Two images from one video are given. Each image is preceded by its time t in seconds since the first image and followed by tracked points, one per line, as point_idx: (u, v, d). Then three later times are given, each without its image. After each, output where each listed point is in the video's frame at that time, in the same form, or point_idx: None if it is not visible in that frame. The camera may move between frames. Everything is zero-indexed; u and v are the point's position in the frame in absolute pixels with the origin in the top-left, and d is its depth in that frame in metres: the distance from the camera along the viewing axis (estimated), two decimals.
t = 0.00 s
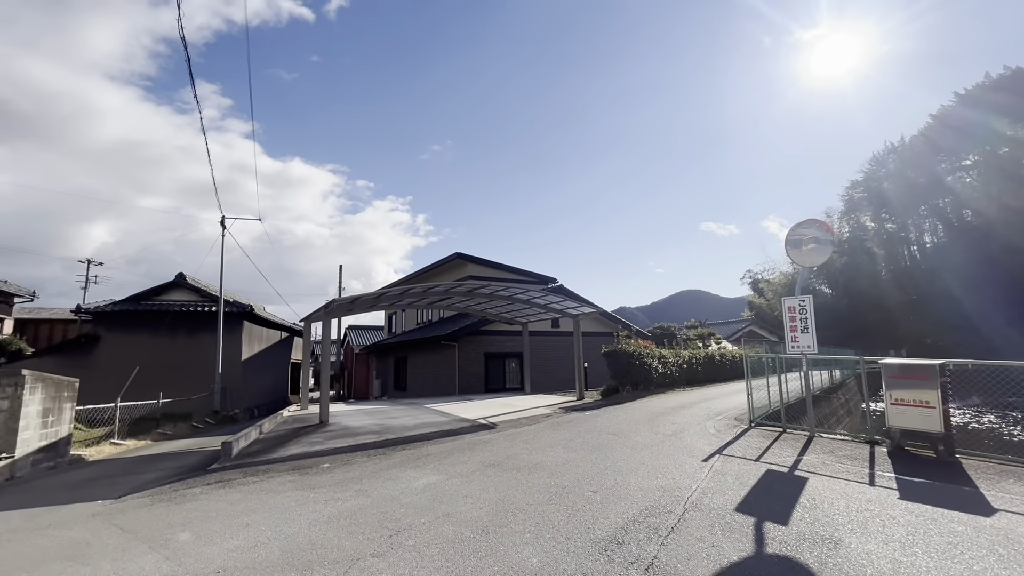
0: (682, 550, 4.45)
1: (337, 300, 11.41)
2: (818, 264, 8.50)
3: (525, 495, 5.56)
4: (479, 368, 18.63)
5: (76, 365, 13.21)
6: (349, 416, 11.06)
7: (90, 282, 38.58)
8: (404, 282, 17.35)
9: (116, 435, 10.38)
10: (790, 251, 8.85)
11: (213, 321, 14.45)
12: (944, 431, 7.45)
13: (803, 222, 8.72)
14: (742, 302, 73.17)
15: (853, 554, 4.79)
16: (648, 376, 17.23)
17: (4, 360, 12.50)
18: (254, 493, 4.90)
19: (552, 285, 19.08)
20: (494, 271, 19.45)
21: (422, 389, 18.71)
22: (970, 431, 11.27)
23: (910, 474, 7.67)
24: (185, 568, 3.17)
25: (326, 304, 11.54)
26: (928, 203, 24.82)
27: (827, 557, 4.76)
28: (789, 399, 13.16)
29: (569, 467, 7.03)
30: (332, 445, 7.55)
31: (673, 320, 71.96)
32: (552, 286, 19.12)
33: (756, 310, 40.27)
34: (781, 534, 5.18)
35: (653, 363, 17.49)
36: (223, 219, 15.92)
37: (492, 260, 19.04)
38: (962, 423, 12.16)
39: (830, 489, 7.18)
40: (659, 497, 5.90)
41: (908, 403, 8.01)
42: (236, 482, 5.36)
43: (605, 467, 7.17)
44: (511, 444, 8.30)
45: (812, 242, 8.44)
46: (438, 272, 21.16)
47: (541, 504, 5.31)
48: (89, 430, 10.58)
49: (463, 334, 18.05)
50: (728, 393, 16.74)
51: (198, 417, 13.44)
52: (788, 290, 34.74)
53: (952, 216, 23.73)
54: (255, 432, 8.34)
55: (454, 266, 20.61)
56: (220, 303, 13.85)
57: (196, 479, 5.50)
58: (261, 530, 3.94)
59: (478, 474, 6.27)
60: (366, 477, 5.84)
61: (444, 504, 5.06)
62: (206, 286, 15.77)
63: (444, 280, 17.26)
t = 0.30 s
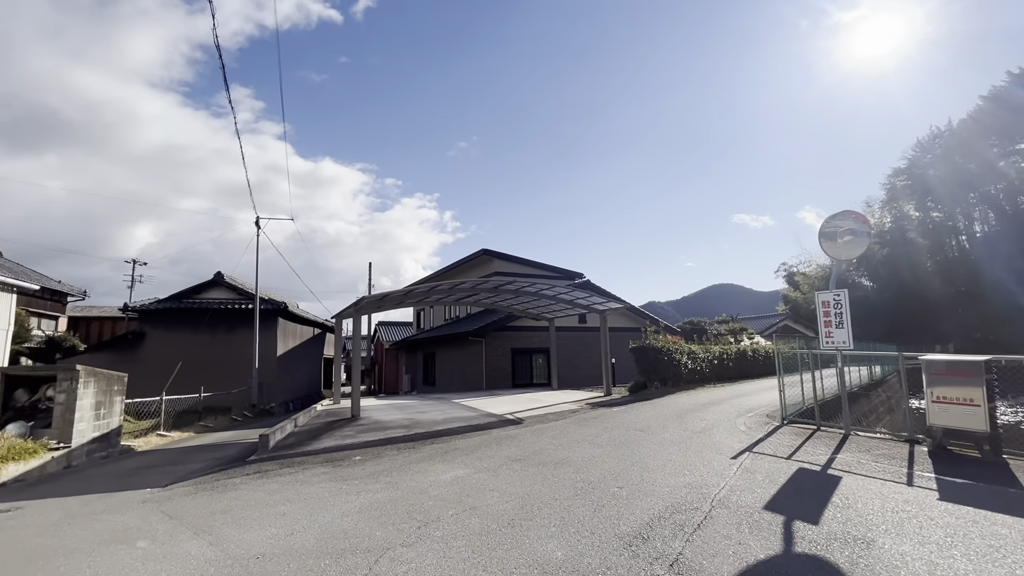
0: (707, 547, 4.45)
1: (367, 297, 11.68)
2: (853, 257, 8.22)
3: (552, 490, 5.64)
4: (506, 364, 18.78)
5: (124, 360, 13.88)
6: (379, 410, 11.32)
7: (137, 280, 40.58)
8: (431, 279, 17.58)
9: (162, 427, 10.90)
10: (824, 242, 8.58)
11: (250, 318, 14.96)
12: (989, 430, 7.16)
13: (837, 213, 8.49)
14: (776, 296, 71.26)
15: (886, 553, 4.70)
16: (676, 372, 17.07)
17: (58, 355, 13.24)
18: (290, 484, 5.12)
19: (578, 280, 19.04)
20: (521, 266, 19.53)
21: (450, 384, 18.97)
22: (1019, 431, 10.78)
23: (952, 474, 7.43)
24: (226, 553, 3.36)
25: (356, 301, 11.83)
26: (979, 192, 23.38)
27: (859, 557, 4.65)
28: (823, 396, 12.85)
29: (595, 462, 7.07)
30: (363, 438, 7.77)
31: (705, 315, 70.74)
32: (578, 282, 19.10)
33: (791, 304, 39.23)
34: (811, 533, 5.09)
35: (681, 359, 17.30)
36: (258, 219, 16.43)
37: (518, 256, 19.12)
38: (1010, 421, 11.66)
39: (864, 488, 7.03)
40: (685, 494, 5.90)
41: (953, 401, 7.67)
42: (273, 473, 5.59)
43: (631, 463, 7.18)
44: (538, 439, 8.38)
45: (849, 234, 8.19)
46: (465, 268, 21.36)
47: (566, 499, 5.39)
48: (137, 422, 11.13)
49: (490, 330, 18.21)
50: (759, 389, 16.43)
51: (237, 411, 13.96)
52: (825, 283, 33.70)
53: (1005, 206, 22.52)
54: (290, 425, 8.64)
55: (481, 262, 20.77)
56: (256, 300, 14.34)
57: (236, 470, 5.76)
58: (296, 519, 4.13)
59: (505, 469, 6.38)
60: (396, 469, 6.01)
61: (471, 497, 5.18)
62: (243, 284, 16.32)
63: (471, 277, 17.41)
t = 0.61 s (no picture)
0: (726, 542, 4.44)
1: (391, 292, 11.90)
2: (888, 247, 7.88)
3: (571, 483, 5.70)
4: (531, 358, 18.87)
5: (164, 355, 14.51)
6: (405, 403, 11.56)
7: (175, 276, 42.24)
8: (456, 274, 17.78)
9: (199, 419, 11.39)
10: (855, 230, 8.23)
11: (281, 314, 15.42)
12: None
13: (870, 201, 8.14)
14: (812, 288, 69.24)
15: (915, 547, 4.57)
16: (703, 367, 16.86)
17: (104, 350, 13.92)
18: (317, 474, 5.31)
19: (603, 274, 18.95)
20: (545, 261, 19.56)
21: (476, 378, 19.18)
22: None
23: (991, 472, 7.16)
24: (255, 538, 3.53)
25: (381, 297, 12.07)
26: None
27: (884, 556, 4.46)
28: (857, 391, 12.50)
29: (616, 456, 7.09)
30: (388, 430, 7.97)
31: (737, 308, 69.30)
32: (603, 276, 19.02)
33: (826, 297, 38.08)
34: (835, 529, 4.96)
35: (709, 354, 17.04)
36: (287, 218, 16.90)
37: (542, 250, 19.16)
38: None
39: (895, 485, 6.85)
40: (706, 489, 5.87)
41: (993, 397, 7.36)
42: (301, 463, 5.82)
43: (653, 457, 7.17)
44: (560, 433, 8.43)
45: (885, 223, 7.82)
46: (489, 263, 21.51)
47: (585, 492, 5.44)
48: (177, 413, 11.65)
49: (515, 324, 18.31)
50: (790, 384, 16.08)
51: (270, 403, 14.45)
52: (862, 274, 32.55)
53: None
54: (319, 418, 8.93)
55: (505, 257, 20.88)
56: (287, 296, 14.80)
57: (266, 460, 6.01)
58: (321, 508, 4.29)
59: (525, 461, 6.47)
60: (419, 461, 6.16)
61: (492, 488, 5.29)
62: (274, 281, 16.83)
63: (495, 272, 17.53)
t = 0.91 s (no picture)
0: (737, 537, 4.45)
1: (410, 288, 12.09)
2: (917, 239, 7.53)
3: (584, 477, 5.76)
4: (550, 353, 18.93)
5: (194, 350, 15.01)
6: (425, 397, 11.75)
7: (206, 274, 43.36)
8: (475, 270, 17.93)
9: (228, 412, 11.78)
10: (880, 222, 7.91)
11: (305, 310, 15.77)
12: None
13: (898, 192, 7.80)
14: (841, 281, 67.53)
15: (934, 546, 4.51)
16: (724, 362, 16.68)
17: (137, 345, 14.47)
18: (336, 466, 5.48)
19: (622, 269, 18.88)
20: (564, 256, 19.56)
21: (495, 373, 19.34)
22: None
23: (1020, 470, 6.97)
24: (275, 527, 3.69)
25: (400, 293, 12.27)
26: None
27: (901, 553, 4.33)
28: (883, 387, 12.21)
29: (631, 451, 7.12)
30: (407, 424, 8.13)
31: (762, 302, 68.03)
32: (622, 270, 18.94)
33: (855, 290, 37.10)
34: (851, 527, 4.87)
35: (730, 349, 16.86)
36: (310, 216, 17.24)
37: (561, 246, 19.16)
38: None
39: (918, 482, 6.73)
40: (720, 485, 5.87)
41: None
42: (321, 455, 6.01)
43: (668, 453, 7.18)
44: (576, 428, 8.49)
45: (913, 214, 7.49)
46: (508, 259, 21.61)
47: (598, 486, 5.50)
48: (206, 407, 12.07)
49: (534, 319, 18.39)
50: (814, 380, 15.81)
51: (294, 397, 14.85)
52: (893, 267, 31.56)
53: None
54: (339, 411, 9.15)
55: (524, 253, 20.95)
56: (311, 293, 15.14)
57: (288, 452, 6.21)
58: (339, 498, 4.45)
59: (540, 456, 6.56)
60: (436, 454, 6.29)
61: (505, 481, 5.39)
62: (298, 278, 17.20)
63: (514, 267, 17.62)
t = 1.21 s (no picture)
0: (749, 529, 4.50)
1: (428, 284, 12.27)
2: (944, 230, 7.36)
3: (599, 470, 5.86)
4: (568, 348, 19.00)
5: (220, 346, 15.45)
6: (443, 391, 11.94)
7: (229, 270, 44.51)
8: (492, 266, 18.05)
9: (253, 405, 12.14)
10: (904, 213, 7.68)
11: (326, 306, 16.11)
12: None
13: (925, 180, 7.55)
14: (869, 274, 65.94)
15: (950, 540, 4.49)
16: (744, 357, 16.54)
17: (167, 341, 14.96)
18: (357, 457, 5.66)
19: (640, 264, 18.82)
20: (581, 251, 19.58)
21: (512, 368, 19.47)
22: None
23: None
24: (300, 514, 3.87)
25: (418, 289, 12.46)
26: None
27: (915, 546, 4.34)
28: (907, 382, 11.98)
29: (646, 445, 7.18)
30: (425, 417, 8.31)
31: (785, 296, 66.93)
32: (640, 265, 18.88)
33: (881, 283, 36.21)
34: (866, 521, 4.87)
35: (750, 343, 16.70)
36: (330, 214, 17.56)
37: (578, 241, 19.19)
38: None
39: (939, 478, 6.66)
40: (735, 478, 5.91)
41: None
42: (343, 446, 6.21)
43: (684, 447, 7.23)
44: (592, 422, 8.57)
45: (939, 204, 7.27)
46: (526, 254, 21.70)
47: (612, 478, 5.60)
48: (233, 400, 12.45)
49: (551, 314, 18.47)
50: (835, 375, 15.58)
51: (317, 391, 15.21)
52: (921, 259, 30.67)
53: None
54: (360, 405, 9.38)
55: (541, 248, 21.01)
56: (332, 290, 15.46)
57: (311, 443, 6.43)
58: (360, 487, 4.62)
59: (556, 449, 6.66)
60: (453, 447, 6.44)
61: (521, 473, 5.51)
62: (319, 275, 17.56)
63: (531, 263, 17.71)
